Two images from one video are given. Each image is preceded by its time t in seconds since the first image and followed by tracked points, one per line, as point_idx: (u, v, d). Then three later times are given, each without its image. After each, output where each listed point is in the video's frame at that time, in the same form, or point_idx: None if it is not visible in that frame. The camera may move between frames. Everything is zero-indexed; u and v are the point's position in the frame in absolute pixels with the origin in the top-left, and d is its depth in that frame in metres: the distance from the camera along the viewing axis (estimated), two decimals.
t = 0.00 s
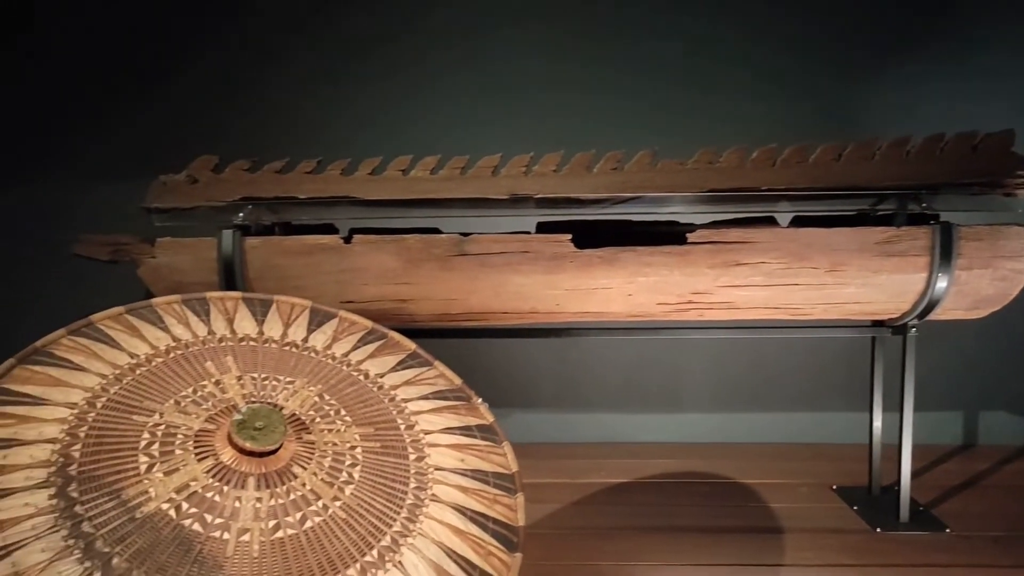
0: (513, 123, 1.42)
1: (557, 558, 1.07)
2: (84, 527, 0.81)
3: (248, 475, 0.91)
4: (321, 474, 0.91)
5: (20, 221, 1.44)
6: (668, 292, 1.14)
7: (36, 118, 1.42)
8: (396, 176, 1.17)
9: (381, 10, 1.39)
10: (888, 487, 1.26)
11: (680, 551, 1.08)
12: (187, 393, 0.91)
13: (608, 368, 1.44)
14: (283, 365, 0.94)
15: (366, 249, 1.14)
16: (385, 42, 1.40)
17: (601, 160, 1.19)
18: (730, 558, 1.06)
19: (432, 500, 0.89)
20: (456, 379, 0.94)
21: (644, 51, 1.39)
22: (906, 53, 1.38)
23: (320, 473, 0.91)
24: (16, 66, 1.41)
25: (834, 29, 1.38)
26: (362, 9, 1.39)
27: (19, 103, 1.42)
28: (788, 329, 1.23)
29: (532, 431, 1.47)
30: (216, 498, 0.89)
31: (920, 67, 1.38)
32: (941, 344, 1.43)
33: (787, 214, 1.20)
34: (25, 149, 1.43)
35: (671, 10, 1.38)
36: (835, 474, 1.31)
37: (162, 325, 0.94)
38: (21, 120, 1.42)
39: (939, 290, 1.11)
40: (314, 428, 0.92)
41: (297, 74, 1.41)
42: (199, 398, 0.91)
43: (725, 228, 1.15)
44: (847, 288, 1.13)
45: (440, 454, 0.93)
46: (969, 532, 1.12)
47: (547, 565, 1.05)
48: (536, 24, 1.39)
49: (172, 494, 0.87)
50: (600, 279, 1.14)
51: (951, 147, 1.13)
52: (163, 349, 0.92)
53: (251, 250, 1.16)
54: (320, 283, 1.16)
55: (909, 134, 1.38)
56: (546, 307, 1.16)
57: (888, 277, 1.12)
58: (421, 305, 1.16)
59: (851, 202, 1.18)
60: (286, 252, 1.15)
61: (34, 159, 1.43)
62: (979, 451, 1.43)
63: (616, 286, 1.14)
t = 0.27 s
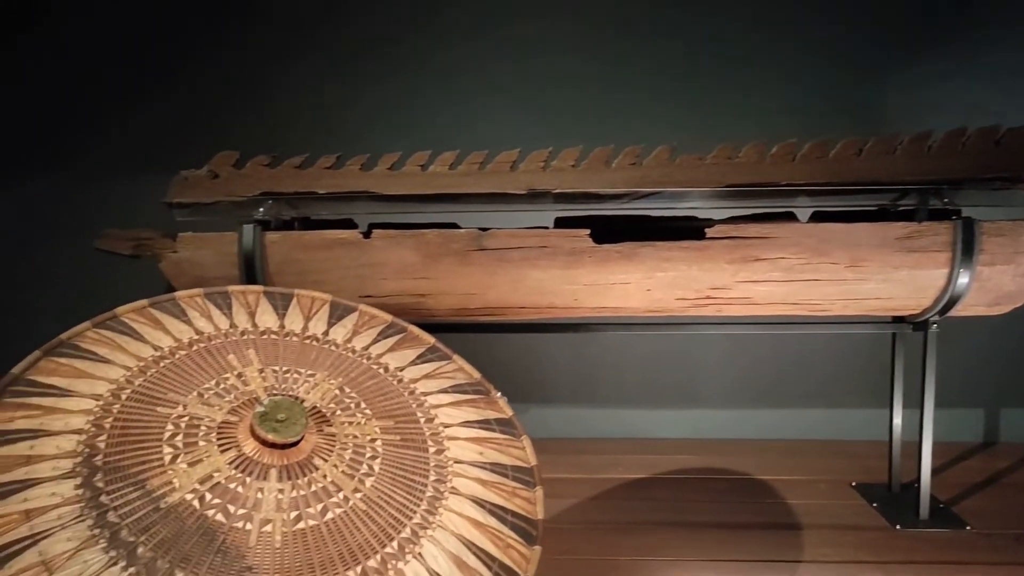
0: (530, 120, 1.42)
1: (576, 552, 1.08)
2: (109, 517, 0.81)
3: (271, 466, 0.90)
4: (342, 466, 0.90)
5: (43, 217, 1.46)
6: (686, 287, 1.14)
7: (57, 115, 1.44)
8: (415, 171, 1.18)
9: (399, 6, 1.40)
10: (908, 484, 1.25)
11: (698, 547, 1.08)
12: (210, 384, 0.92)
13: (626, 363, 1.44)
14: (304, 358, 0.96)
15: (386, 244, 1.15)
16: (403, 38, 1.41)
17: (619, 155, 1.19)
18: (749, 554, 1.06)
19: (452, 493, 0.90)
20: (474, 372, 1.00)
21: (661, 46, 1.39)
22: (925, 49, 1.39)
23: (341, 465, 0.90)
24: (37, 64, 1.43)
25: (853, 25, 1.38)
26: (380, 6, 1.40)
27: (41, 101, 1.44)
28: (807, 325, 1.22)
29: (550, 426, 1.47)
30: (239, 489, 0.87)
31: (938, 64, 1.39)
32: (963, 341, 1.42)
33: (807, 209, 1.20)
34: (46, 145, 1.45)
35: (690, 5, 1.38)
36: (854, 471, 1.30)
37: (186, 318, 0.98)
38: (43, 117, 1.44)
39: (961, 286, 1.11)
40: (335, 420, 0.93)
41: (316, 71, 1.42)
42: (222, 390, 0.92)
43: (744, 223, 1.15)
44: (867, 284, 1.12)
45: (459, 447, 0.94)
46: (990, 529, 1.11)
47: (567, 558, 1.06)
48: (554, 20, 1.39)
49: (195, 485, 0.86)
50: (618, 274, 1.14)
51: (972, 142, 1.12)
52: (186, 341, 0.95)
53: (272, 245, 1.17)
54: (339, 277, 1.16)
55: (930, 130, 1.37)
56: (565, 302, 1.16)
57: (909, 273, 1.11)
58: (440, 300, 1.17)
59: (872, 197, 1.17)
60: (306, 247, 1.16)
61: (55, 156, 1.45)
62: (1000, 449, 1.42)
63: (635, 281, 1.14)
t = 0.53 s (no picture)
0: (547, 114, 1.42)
1: (594, 545, 1.10)
2: (133, 505, 0.82)
3: (291, 456, 0.90)
4: (362, 457, 0.91)
5: (64, 210, 1.48)
6: (704, 281, 1.14)
7: (77, 110, 1.45)
8: (432, 164, 1.19)
9: None
10: (926, 479, 1.24)
11: (714, 540, 1.10)
12: (232, 375, 0.94)
13: (643, 357, 1.44)
14: (324, 350, 0.97)
15: (404, 238, 1.16)
16: (420, 31, 1.41)
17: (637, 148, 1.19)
18: (765, 548, 1.07)
19: (470, 484, 0.91)
20: (492, 364, 0.99)
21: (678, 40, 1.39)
22: (945, 41, 1.38)
23: (360, 456, 0.91)
24: (56, 58, 1.44)
25: (872, 17, 1.37)
26: None
27: (60, 95, 1.45)
28: (825, 319, 1.22)
29: (567, 418, 1.48)
30: (260, 479, 0.88)
31: (959, 56, 1.38)
32: (984, 336, 1.40)
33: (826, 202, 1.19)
34: (66, 140, 1.46)
35: None
36: (872, 466, 1.30)
37: (206, 309, 0.99)
38: (63, 112, 1.45)
39: (982, 280, 1.10)
40: (354, 411, 0.93)
41: (333, 66, 1.43)
42: (243, 381, 0.93)
43: (763, 216, 1.15)
44: (887, 278, 1.11)
45: (478, 438, 0.95)
46: (1009, 525, 1.11)
47: (584, 551, 1.08)
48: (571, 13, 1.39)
49: (217, 474, 0.87)
50: (635, 267, 1.14)
51: (995, 135, 1.11)
52: (207, 333, 0.97)
53: (291, 238, 1.18)
54: (358, 270, 1.17)
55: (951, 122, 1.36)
56: (582, 295, 1.17)
57: (929, 267, 1.10)
58: (458, 293, 1.18)
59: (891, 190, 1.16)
60: (326, 240, 1.17)
61: (76, 150, 1.46)
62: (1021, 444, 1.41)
63: (652, 275, 1.14)
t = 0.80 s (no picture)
0: (562, 108, 1.43)
1: (609, 538, 1.10)
2: (154, 493, 0.83)
3: (309, 446, 0.90)
4: (378, 448, 0.91)
5: (84, 204, 1.49)
6: (720, 274, 1.14)
7: (96, 105, 1.47)
8: (449, 157, 1.19)
9: None
10: (945, 474, 1.23)
11: (731, 533, 1.10)
12: (250, 366, 0.95)
13: (660, 351, 1.44)
14: (342, 341, 0.99)
15: (420, 231, 1.17)
16: (437, 25, 1.42)
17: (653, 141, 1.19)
18: (782, 542, 1.07)
19: (486, 475, 0.91)
20: (509, 356, 1.02)
21: (695, 32, 1.39)
22: (965, 33, 1.36)
23: (377, 446, 0.91)
24: (76, 53, 1.45)
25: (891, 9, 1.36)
26: None
27: (80, 90, 1.46)
28: (842, 313, 1.22)
29: (583, 412, 1.48)
30: (278, 468, 0.88)
31: (979, 48, 1.36)
32: (1004, 331, 1.39)
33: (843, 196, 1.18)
34: (85, 134, 1.47)
35: None
36: (889, 460, 1.29)
37: (225, 301, 1.01)
38: (82, 107, 1.47)
39: (1000, 274, 1.09)
40: (371, 402, 0.94)
41: (349, 60, 1.44)
42: (262, 371, 0.94)
43: (780, 209, 1.14)
44: (904, 272, 1.11)
45: (494, 430, 0.96)
46: None
47: (600, 544, 1.09)
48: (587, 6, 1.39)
49: (237, 463, 0.88)
50: (651, 261, 1.14)
51: (1016, 128, 1.10)
52: (226, 324, 0.98)
53: (309, 231, 1.19)
54: (375, 263, 1.18)
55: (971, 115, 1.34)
56: (598, 288, 1.17)
57: (947, 261, 1.10)
58: (473, 286, 1.18)
59: (909, 183, 1.16)
60: (343, 233, 1.18)
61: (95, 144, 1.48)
62: None
63: (668, 268, 1.14)
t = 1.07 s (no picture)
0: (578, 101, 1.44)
1: (623, 528, 1.11)
2: (176, 479, 0.85)
3: (327, 435, 0.91)
4: (395, 436, 0.92)
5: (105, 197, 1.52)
6: (736, 267, 1.14)
7: (115, 99, 1.49)
8: (465, 149, 1.20)
9: None
10: (961, 467, 1.23)
11: (745, 525, 1.10)
12: (269, 355, 0.96)
13: (675, 343, 1.44)
14: (359, 331, 1.00)
15: (437, 222, 1.17)
16: (453, 17, 1.42)
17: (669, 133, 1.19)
18: (795, 533, 1.07)
19: (502, 464, 0.92)
20: (523, 347, 1.04)
21: (712, 24, 1.38)
22: (986, 24, 1.35)
23: (394, 435, 0.92)
24: (94, 48, 1.47)
25: None
26: None
27: (99, 84, 1.48)
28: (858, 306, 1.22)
29: (598, 404, 1.49)
30: (297, 456, 0.89)
31: (1000, 39, 1.35)
32: None
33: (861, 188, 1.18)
34: (105, 128, 1.50)
35: None
36: (905, 454, 1.29)
37: (244, 291, 1.03)
38: (102, 101, 1.49)
39: (1019, 266, 1.09)
40: (388, 391, 0.95)
41: (366, 54, 1.45)
42: (281, 360, 0.96)
43: (796, 202, 1.14)
44: (921, 264, 1.11)
45: (509, 420, 0.97)
46: None
47: (615, 534, 1.10)
48: None
49: (256, 450, 0.89)
50: (667, 253, 1.14)
51: None
52: (246, 314, 1.00)
53: (326, 223, 1.20)
54: (393, 255, 1.19)
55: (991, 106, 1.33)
56: (613, 280, 1.18)
57: (965, 253, 1.09)
58: (489, 278, 1.20)
59: (927, 175, 1.14)
60: (360, 225, 1.19)
61: (115, 138, 1.50)
62: None
63: (684, 260, 1.14)
